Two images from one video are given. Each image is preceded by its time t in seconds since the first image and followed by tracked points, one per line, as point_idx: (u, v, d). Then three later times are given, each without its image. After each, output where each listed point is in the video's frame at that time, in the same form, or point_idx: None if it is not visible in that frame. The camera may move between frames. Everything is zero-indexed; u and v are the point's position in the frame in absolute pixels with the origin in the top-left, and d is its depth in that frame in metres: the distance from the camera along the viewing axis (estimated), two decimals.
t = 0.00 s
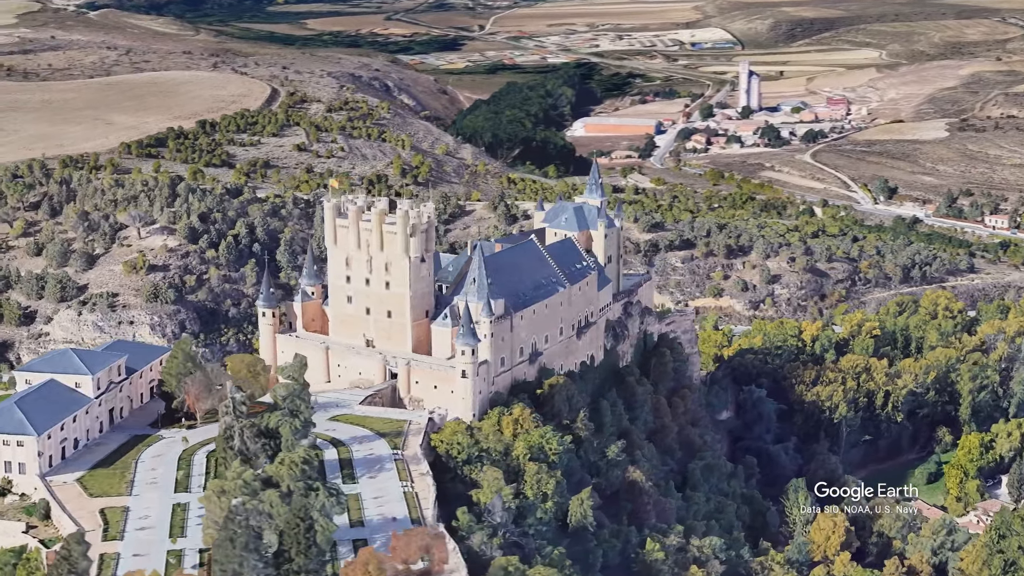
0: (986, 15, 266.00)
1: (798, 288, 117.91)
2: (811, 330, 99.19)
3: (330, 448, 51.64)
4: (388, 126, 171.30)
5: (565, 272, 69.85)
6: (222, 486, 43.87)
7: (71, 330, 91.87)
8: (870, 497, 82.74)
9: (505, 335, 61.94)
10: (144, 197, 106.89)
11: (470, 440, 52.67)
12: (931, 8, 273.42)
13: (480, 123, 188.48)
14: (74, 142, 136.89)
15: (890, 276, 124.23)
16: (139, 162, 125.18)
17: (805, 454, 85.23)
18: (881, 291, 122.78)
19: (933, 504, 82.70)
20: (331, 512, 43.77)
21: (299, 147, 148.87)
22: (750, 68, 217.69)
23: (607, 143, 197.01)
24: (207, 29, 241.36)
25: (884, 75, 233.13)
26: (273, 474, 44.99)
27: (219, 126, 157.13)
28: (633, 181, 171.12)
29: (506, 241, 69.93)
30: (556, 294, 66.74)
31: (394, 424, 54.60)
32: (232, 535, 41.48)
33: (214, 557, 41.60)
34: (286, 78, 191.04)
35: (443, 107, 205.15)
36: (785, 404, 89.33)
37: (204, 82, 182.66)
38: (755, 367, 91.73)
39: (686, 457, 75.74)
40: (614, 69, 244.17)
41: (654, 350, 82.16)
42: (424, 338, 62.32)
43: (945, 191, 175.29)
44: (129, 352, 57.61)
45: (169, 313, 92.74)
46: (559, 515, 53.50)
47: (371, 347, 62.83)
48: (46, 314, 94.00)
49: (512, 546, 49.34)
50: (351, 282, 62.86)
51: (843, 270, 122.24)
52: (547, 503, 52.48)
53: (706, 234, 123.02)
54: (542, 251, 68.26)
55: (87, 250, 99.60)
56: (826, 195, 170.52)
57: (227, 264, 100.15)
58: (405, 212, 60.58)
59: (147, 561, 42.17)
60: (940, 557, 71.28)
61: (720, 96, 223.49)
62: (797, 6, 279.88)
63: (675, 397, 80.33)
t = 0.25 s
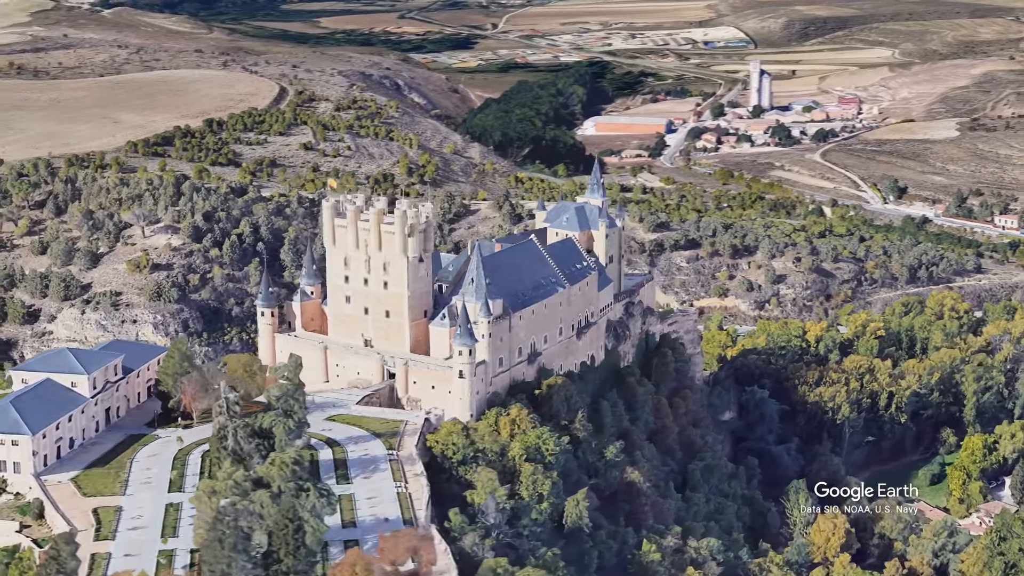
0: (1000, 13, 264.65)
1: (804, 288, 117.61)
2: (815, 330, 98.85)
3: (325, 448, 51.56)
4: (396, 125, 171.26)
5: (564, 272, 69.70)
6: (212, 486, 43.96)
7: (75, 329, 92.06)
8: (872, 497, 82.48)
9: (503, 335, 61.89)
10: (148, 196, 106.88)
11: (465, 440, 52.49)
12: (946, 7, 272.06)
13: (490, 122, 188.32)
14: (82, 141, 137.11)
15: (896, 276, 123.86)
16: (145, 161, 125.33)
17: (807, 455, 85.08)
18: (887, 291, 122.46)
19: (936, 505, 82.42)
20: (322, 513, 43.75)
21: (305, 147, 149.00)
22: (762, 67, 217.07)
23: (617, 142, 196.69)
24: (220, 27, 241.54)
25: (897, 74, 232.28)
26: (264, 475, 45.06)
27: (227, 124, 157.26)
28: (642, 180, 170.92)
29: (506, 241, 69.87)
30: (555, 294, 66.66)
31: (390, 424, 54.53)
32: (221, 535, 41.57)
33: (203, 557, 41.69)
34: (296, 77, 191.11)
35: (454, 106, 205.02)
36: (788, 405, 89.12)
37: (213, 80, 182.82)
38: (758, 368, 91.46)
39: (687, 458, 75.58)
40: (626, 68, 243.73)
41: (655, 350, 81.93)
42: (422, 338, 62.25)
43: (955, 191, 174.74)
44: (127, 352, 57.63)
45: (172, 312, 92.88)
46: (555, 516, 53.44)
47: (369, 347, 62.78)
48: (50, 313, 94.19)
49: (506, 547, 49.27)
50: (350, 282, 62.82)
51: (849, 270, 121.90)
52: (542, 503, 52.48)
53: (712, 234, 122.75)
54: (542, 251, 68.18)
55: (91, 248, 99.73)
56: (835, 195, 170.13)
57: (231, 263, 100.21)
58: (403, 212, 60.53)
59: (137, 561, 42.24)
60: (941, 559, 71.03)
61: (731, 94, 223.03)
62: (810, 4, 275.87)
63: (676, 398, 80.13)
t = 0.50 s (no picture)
0: (1014, 12, 263.45)
1: (809, 289, 117.29)
2: (819, 330, 98.43)
3: (320, 448, 51.47)
4: (404, 124, 171.17)
5: (564, 272, 69.54)
6: (202, 486, 43.91)
7: (79, 328, 92.27)
8: (874, 498, 82.26)
9: (502, 335, 61.82)
10: (153, 195, 106.91)
11: (461, 441, 52.36)
12: (961, 5, 270.79)
13: (501, 121, 188.09)
14: (90, 139, 137.30)
15: (903, 276, 123.48)
16: (151, 160, 125.39)
17: (810, 456, 84.93)
18: (893, 291, 122.01)
19: (939, 506, 82.17)
20: (313, 514, 43.66)
21: (312, 146, 149.10)
22: (774, 66, 216.47)
23: (627, 141, 196.30)
24: (233, 26, 241.54)
25: (909, 73, 231.44)
26: (255, 476, 44.92)
27: (234, 123, 157.29)
28: (652, 179, 170.72)
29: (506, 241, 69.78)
30: (554, 295, 66.57)
31: (386, 424, 54.46)
32: (209, 535, 41.58)
33: (191, 557, 41.69)
34: (305, 75, 191.12)
35: (465, 105, 204.83)
36: (790, 406, 88.90)
37: (221, 79, 182.94)
38: (761, 367, 91.09)
39: (688, 459, 75.45)
40: (638, 67, 243.22)
41: (657, 350, 81.73)
42: (420, 338, 62.18)
43: (964, 191, 174.16)
44: (123, 351, 57.61)
45: (175, 311, 93.00)
46: (550, 517, 53.45)
47: (367, 347, 62.71)
48: (53, 312, 94.28)
49: (500, 548, 49.24)
50: (348, 281, 62.78)
51: (855, 270, 121.52)
52: (537, 504, 52.49)
53: (717, 234, 122.49)
54: (542, 251, 68.11)
55: (95, 247, 99.79)
56: (846, 194, 169.78)
57: (235, 262, 100.21)
58: (401, 212, 60.52)
59: (127, 561, 42.22)
60: (942, 561, 70.75)
61: (743, 94, 222.51)
62: (824, 3, 274.13)
63: (678, 399, 79.95)
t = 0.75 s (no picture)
0: None
1: (815, 289, 116.95)
2: (824, 331, 98.02)
3: (315, 448, 51.43)
4: (413, 123, 171.09)
5: (564, 272, 69.37)
6: (193, 486, 43.88)
7: (82, 327, 92.54)
8: (875, 499, 82.10)
9: (500, 335, 61.73)
10: (157, 193, 107.06)
11: (456, 442, 52.21)
12: (976, 4, 269.51)
13: (512, 120, 187.95)
14: (98, 138, 137.57)
15: (909, 277, 122.99)
16: (157, 159, 125.55)
17: (812, 458, 84.78)
18: (900, 292, 121.59)
19: (942, 509, 81.89)
20: (303, 514, 43.61)
21: (319, 145, 149.18)
22: (785, 65, 215.90)
23: (638, 140, 195.96)
24: (246, 24, 241.66)
25: (922, 72, 230.57)
26: (245, 475, 44.81)
27: (241, 122, 157.42)
28: (661, 179, 170.42)
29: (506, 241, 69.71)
30: (553, 295, 66.45)
31: (382, 424, 54.40)
32: (198, 536, 41.57)
33: (180, 557, 41.75)
34: (315, 74, 191.13)
35: (476, 103, 204.69)
36: (793, 407, 88.66)
37: (231, 78, 183.14)
38: (764, 368, 90.76)
39: (689, 459, 75.36)
40: (651, 65, 242.67)
41: (659, 350, 81.52)
42: (418, 338, 62.11)
43: (975, 191, 173.52)
44: (120, 350, 57.64)
45: (178, 310, 93.27)
46: (546, 518, 53.34)
47: (366, 347, 62.69)
48: (57, 310, 94.51)
49: (493, 550, 49.24)
50: (346, 281, 62.73)
51: (862, 270, 121.12)
52: (533, 505, 52.44)
53: (723, 234, 122.22)
54: (541, 251, 67.99)
55: (99, 246, 99.99)
56: (856, 194, 169.38)
57: (239, 261, 100.31)
58: (399, 212, 60.44)
59: (117, 561, 42.24)
60: (943, 564, 70.50)
61: (755, 93, 221.87)
62: (838, 2, 273.23)
63: (680, 399, 79.76)
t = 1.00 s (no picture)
0: None
1: (822, 289, 116.58)
2: (828, 332, 97.61)
3: (310, 448, 51.37)
4: (422, 121, 171.02)
5: (565, 273, 69.22)
6: (182, 486, 43.81)
7: (86, 325, 92.77)
8: (877, 499, 81.89)
9: (498, 336, 61.64)
10: (163, 192, 107.26)
11: (451, 442, 52.02)
12: (991, 3, 268.27)
13: (522, 119, 187.80)
14: (106, 136, 137.81)
15: (917, 277, 122.41)
16: (163, 158, 125.73)
17: (815, 458, 84.44)
18: (907, 292, 121.14)
19: (944, 511, 81.62)
20: (292, 515, 43.53)
21: (326, 143, 149.24)
22: (797, 64, 215.36)
23: (649, 139, 195.45)
24: (261, 23, 241.83)
25: (936, 71, 229.64)
26: (235, 476, 44.72)
27: (249, 121, 157.46)
28: (671, 178, 170.13)
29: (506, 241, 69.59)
30: (552, 295, 66.31)
31: (378, 424, 54.33)
32: (186, 536, 41.50)
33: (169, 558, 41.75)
34: (325, 73, 191.17)
35: (487, 102, 204.51)
36: (796, 408, 88.33)
37: (241, 76, 183.31)
38: (768, 368, 90.50)
39: (690, 460, 75.17)
40: (664, 63, 242.06)
41: (661, 351, 81.31)
42: (416, 338, 62.01)
43: (986, 191, 172.87)
44: (117, 349, 57.67)
45: (182, 309, 93.49)
46: (541, 519, 53.23)
47: (364, 347, 62.63)
48: (61, 308, 94.68)
49: (486, 551, 49.14)
50: (345, 281, 62.68)
51: (868, 271, 120.71)
52: (528, 506, 52.27)
53: (729, 234, 121.94)
54: (541, 252, 67.85)
55: (104, 244, 100.18)
56: (866, 193, 168.98)
57: (243, 260, 100.32)
58: (397, 212, 60.34)
59: (107, 561, 42.22)
60: (944, 565, 70.18)
61: (767, 92, 221.21)
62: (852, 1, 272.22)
63: (681, 400, 79.47)
